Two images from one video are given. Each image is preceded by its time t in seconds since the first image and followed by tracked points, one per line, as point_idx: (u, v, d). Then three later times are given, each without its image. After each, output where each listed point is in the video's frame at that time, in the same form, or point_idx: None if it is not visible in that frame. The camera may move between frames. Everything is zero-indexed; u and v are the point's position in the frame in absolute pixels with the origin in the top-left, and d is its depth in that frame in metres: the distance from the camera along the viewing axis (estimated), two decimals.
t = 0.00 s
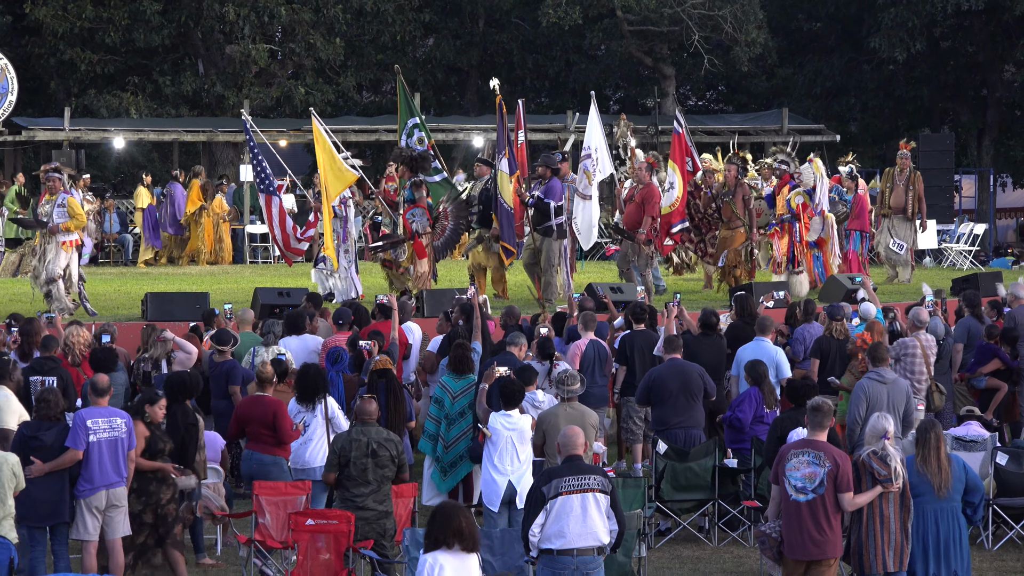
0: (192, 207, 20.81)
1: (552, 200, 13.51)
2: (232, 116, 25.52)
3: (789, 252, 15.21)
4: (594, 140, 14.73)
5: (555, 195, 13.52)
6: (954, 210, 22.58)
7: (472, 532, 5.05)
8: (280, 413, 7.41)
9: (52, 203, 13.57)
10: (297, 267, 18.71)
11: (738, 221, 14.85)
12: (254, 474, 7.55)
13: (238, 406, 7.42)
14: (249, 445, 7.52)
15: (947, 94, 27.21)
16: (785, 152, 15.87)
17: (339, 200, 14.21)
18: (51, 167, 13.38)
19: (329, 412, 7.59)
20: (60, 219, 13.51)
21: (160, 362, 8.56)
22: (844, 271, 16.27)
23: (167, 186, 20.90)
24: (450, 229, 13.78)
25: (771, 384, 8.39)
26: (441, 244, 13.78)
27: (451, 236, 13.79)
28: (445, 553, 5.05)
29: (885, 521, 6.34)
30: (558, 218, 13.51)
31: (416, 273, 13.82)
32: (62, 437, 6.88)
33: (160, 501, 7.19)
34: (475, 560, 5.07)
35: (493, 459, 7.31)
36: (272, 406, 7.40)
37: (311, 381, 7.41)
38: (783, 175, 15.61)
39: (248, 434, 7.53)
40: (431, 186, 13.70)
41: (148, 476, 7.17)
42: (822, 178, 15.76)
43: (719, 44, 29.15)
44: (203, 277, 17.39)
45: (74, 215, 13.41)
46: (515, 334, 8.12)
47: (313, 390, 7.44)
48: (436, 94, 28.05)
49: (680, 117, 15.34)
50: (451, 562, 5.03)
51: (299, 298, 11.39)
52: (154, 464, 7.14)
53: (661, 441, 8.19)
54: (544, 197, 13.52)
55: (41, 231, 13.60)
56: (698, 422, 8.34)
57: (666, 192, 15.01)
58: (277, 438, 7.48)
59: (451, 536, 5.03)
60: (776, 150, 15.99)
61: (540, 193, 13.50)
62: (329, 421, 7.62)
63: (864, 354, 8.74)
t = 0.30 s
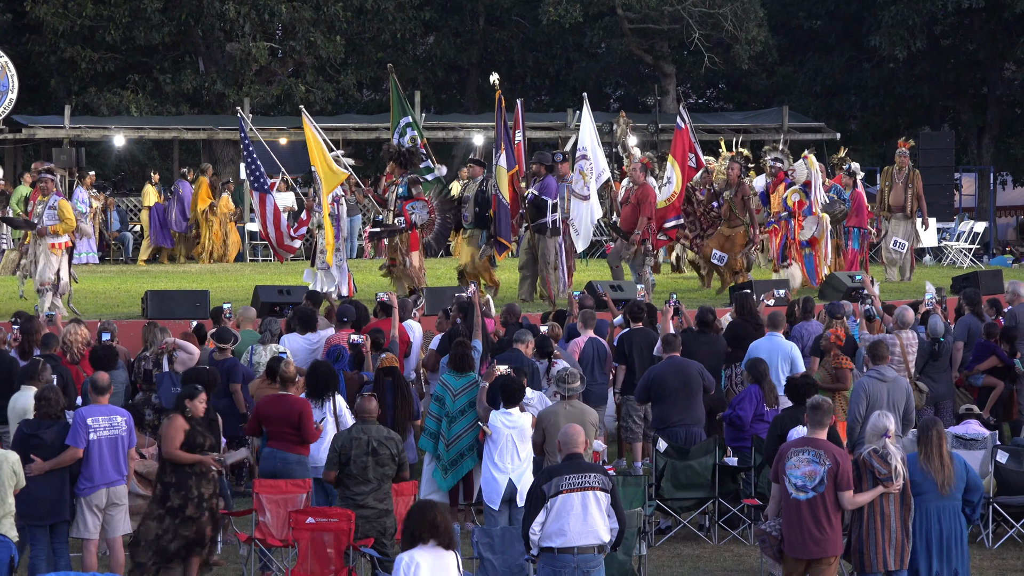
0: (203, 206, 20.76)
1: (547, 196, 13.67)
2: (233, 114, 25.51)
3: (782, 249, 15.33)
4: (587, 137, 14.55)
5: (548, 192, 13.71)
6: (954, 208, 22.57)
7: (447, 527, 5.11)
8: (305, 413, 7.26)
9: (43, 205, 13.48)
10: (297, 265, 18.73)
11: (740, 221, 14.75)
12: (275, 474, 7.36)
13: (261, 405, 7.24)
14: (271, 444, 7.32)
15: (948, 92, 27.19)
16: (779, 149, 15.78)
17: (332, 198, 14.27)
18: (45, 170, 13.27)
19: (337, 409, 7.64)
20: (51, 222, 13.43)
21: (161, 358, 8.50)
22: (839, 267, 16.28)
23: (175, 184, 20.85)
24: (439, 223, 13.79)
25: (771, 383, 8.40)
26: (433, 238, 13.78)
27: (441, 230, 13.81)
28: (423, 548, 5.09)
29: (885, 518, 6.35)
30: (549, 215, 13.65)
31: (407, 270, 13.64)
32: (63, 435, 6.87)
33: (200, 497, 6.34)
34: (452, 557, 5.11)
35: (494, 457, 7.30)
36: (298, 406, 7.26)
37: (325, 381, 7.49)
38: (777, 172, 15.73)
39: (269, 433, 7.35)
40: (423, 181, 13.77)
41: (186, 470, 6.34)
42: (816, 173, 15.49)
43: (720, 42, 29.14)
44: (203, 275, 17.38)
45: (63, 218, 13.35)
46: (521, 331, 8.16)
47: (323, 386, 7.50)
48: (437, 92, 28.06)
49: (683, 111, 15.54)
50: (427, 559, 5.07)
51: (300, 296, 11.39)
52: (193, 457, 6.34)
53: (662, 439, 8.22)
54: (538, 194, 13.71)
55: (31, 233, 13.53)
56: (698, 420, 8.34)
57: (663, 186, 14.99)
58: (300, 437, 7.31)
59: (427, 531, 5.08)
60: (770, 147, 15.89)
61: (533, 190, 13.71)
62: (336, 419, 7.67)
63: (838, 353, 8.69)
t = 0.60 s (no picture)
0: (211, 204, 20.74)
1: (542, 195, 13.69)
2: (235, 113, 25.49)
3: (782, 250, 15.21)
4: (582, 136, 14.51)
5: (543, 191, 13.74)
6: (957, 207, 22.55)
7: (432, 519, 5.35)
8: (341, 410, 7.32)
9: (37, 206, 13.44)
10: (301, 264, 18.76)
11: (739, 221, 14.68)
12: (306, 472, 7.36)
13: (295, 404, 7.22)
14: (302, 441, 7.31)
15: (950, 91, 27.15)
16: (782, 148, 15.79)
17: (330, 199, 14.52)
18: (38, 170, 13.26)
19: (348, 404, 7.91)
20: (42, 224, 13.41)
21: (166, 359, 8.45)
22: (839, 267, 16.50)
23: (183, 183, 20.83)
24: (439, 231, 13.59)
25: (776, 383, 8.43)
26: (430, 245, 13.59)
27: (439, 237, 13.60)
28: (410, 537, 5.34)
29: (889, 519, 6.34)
30: (545, 214, 13.69)
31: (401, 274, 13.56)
32: (66, 435, 6.87)
33: (241, 500, 6.16)
34: (437, 548, 5.35)
35: (497, 455, 7.31)
36: (334, 404, 7.29)
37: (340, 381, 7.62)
38: (779, 172, 15.69)
39: (298, 432, 7.32)
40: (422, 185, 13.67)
41: (227, 471, 6.13)
42: (817, 174, 15.76)
43: (722, 41, 29.11)
44: (206, 274, 17.41)
45: (55, 219, 13.30)
46: (538, 331, 8.22)
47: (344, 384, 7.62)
48: (440, 91, 28.07)
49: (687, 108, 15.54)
50: (410, 548, 5.30)
51: (303, 295, 11.40)
52: (234, 458, 6.11)
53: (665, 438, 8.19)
54: (531, 192, 13.73)
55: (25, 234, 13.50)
56: (701, 420, 8.35)
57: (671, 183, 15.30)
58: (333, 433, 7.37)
59: (412, 520, 5.33)
60: (773, 147, 15.90)
61: (526, 189, 13.71)
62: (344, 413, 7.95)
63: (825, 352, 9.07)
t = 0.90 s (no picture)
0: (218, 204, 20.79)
1: (538, 193, 13.64)
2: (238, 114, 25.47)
3: (787, 250, 15.38)
4: (584, 138, 14.68)
5: (537, 190, 13.68)
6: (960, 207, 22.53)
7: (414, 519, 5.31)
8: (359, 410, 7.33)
9: (29, 204, 13.37)
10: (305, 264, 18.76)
11: (737, 217, 14.67)
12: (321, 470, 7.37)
13: (315, 401, 7.25)
14: (318, 439, 7.32)
15: (953, 91, 27.13)
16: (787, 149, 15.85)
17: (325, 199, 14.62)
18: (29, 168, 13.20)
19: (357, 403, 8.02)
20: (33, 221, 13.33)
21: (168, 359, 8.44)
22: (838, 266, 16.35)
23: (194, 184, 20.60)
24: (439, 227, 13.61)
25: (779, 382, 8.42)
26: (430, 244, 13.61)
27: (439, 234, 13.61)
28: (392, 538, 5.30)
29: (892, 519, 6.33)
30: (540, 212, 13.73)
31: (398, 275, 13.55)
32: (69, 435, 6.87)
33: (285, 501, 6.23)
34: (419, 550, 5.31)
35: (500, 454, 7.30)
36: (352, 403, 7.30)
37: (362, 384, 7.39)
38: (783, 171, 15.64)
39: (314, 430, 7.33)
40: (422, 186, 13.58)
41: (278, 474, 6.18)
42: (821, 174, 15.70)
43: (725, 41, 29.11)
44: (208, 274, 17.41)
45: (45, 217, 13.22)
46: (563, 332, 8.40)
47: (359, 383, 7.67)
48: (442, 92, 28.07)
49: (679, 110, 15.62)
50: (394, 551, 5.26)
51: (305, 295, 11.40)
52: (288, 459, 6.16)
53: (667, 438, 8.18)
54: (525, 191, 13.61)
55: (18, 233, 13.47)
56: (703, 420, 8.34)
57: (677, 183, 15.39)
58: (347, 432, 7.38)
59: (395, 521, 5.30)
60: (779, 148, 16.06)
61: (521, 188, 13.57)
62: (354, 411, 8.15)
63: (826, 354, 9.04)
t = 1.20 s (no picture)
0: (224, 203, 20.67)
1: (533, 195, 13.77)
2: (240, 113, 25.49)
3: (789, 248, 15.31)
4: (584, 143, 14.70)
5: (533, 190, 13.82)
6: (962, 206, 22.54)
7: (392, 507, 5.52)
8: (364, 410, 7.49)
9: (25, 205, 13.50)
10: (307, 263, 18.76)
11: (730, 217, 14.81)
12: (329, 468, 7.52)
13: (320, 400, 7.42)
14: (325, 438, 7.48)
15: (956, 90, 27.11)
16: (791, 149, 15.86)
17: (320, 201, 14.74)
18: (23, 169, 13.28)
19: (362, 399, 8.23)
20: (31, 220, 13.50)
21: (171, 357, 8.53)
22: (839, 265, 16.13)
23: (201, 181, 20.82)
24: (434, 228, 13.59)
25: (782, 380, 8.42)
26: (424, 242, 13.57)
27: (434, 234, 13.59)
28: (372, 525, 5.49)
29: (894, 518, 6.33)
30: (537, 212, 13.80)
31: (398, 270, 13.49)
32: (71, 434, 6.88)
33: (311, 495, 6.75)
34: (399, 536, 5.51)
35: (502, 454, 7.30)
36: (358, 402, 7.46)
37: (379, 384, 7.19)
38: (786, 171, 15.70)
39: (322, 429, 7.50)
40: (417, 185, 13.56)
41: (322, 475, 6.74)
42: (825, 173, 15.53)
43: (728, 40, 29.10)
44: (210, 273, 17.40)
45: (43, 215, 13.40)
46: (582, 330, 8.51)
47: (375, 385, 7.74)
48: (445, 91, 28.05)
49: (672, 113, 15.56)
50: (376, 537, 5.45)
51: (307, 295, 11.40)
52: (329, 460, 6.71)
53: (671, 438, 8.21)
54: (521, 192, 13.79)
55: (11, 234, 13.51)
56: (707, 420, 8.31)
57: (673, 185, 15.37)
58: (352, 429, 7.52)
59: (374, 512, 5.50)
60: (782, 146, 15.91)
61: (518, 188, 13.75)
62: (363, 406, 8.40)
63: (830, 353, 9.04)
